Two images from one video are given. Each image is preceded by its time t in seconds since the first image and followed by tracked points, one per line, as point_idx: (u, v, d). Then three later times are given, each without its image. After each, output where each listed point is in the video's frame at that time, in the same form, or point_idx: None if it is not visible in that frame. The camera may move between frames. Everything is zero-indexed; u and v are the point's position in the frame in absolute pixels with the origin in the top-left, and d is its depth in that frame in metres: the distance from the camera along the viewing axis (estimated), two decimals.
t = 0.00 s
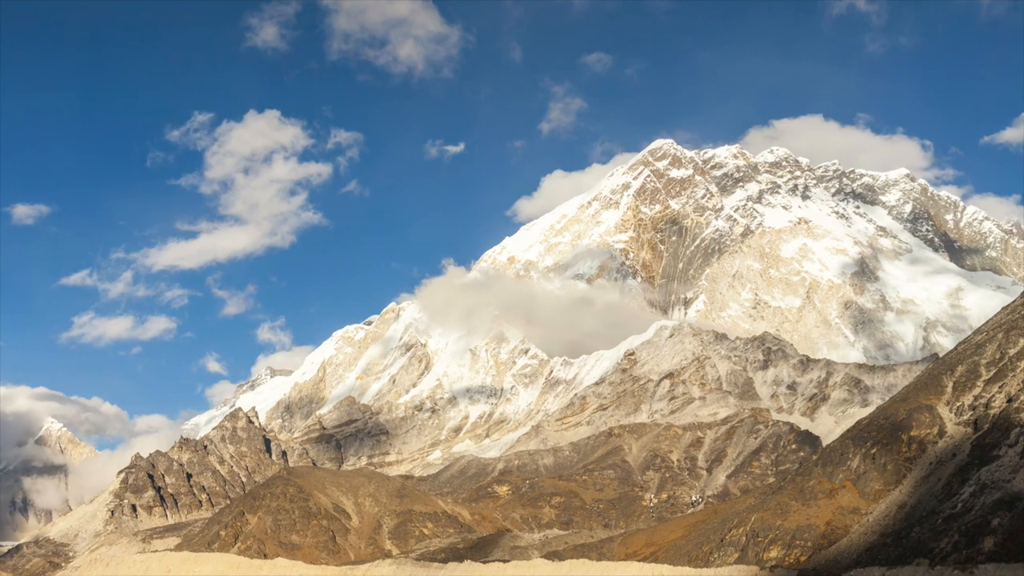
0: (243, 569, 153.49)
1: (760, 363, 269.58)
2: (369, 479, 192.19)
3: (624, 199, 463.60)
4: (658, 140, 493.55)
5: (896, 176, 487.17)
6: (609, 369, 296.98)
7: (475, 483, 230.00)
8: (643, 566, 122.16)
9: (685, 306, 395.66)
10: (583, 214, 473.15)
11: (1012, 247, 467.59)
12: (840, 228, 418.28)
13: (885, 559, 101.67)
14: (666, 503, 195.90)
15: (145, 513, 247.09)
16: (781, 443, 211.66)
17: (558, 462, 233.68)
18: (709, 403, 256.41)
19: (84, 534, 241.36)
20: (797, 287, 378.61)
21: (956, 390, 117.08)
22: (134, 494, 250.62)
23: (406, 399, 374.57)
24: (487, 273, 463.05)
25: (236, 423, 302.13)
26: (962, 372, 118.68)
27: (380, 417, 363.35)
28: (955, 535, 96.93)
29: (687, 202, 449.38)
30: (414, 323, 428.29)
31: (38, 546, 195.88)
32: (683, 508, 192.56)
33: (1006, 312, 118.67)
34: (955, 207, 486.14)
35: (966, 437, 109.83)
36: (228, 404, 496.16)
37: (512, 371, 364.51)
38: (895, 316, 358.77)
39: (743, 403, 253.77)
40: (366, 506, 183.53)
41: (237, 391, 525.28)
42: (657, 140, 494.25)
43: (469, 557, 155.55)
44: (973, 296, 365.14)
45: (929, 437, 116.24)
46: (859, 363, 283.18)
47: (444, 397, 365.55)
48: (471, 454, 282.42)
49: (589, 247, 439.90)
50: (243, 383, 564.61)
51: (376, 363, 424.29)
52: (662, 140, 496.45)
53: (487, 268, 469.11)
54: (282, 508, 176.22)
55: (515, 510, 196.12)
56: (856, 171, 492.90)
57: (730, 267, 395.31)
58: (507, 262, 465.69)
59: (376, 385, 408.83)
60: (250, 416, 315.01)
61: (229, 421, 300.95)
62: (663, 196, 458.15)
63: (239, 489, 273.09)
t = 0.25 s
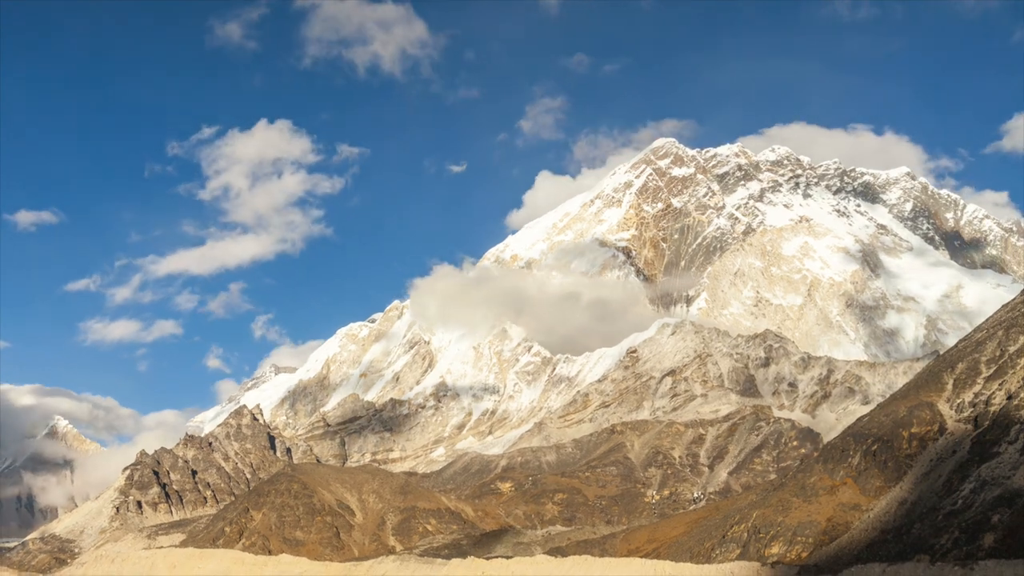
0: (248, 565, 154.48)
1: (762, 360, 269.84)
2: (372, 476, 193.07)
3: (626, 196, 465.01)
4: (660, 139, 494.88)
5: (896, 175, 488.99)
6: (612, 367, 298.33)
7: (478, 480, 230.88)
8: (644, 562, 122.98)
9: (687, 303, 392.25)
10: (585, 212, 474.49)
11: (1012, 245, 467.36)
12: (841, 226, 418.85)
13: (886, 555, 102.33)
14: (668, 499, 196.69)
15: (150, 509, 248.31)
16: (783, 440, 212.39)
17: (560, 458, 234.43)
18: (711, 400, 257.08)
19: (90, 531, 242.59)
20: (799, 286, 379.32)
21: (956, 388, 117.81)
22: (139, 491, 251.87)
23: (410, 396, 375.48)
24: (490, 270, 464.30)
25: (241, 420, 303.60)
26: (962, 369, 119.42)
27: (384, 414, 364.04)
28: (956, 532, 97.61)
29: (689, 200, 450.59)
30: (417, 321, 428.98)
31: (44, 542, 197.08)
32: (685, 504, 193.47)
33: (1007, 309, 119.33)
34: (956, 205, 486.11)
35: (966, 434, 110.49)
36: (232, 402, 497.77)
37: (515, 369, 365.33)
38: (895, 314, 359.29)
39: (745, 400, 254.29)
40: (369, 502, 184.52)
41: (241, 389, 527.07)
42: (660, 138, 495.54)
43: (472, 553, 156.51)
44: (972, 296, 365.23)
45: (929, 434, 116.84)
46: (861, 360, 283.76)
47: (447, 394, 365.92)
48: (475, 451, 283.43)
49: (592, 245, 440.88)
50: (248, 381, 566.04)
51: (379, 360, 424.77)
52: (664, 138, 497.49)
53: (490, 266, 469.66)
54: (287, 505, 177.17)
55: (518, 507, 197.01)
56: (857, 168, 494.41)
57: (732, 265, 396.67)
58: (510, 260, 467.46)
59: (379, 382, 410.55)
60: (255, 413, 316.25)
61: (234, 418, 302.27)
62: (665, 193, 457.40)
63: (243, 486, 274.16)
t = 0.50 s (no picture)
0: (252, 561, 155.67)
1: (763, 358, 270.24)
2: (376, 472, 193.86)
3: (629, 195, 466.62)
4: (663, 137, 496.13)
5: (897, 173, 489.77)
6: (614, 364, 299.48)
7: (482, 476, 231.72)
8: (646, 558, 124.05)
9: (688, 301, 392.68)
10: (588, 211, 476.52)
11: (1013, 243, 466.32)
12: (842, 224, 418.62)
13: (886, 551, 103.02)
14: (670, 496, 197.48)
15: (155, 506, 249.47)
16: (784, 437, 213.07)
17: (563, 455, 235.12)
18: (713, 397, 257.76)
19: (95, 527, 243.59)
20: (801, 284, 379.55)
21: (956, 385, 118.52)
22: (144, 487, 252.89)
23: (414, 392, 376.22)
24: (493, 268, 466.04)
25: (245, 417, 304.67)
26: (963, 367, 120.17)
27: (388, 411, 364.81)
28: (956, 528, 98.27)
29: (691, 199, 451.89)
30: (420, 319, 430.49)
31: (50, 538, 198.07)
32: (687, 501, 194.10)
33: (1006, 307, 119.95)
34: (956, 203, 484.22)
35: (967, 431, 111.14)
36: (237, 398, 499.88)
37: (518, 366, 365.92)
38: (896, 311, 359.20)
39: (747, 397, 254.70)
40: (373, 498, 185.31)
41: (245, 386, 528.37)
42: (662, 137, 496.83)
43: (475, 550, 157.33)
44: (972, 294, 365.25)
45: (930, 430, 117.49)
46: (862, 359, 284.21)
47: (451, 391, 366.57)
48: (478, 448, 284.33)
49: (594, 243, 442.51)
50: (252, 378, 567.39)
51: (383, 357, 425.09)
52: (666, 137, 498.59)
53: (493, 264, 470.89)
54: (291, 501, 177.97)
55: (520, 503, 197.88)
56: (858, 167, 495.69)
57: (734, 263, 397.74)
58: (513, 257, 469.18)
59: (383, 379, 411.46)
60: (259, 411, 317.28)
61: (238, 415, 303.24)
62: (667, 192, 458.22)
63: (248, 482, 275.19)
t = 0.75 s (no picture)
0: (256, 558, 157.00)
1: (764, 355, 270.85)
2: (379, 470, 194.63)
3: (630, 194, 467.59)
4: (664, 136, 496.88)
5: (898, 172, 489.60)
6: (616, 362, 300.08)
7: (484, 473, 232.61)
8: (647, 555, 125.21)
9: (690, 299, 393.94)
10: (590, 209, 476.26)
11: (1015, 241, 464.83)
12: (844, 222, 418.57)
13: (887, 548, 103.66)
14: (671, 493, 198.29)
15: (160, 502, 250.53)
16: (785, 435, 213.73)
17: (565, 453, 235.79)
18: (714, 394, 258.34)
19: (100, 524, 244.70)
20: (803, 283, 379.83)
21: (956, 382, 119.26)
22: (149, 484, 253.91)
23: (417, 390, 377.09)
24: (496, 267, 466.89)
25: (249, 414, 305.47)
26: (963, 365, 120.85)
27: (391, 409, 365.49)
28: (956, 525, 98.93)
29: (694, 197, 455.34)
30: (423, 319, 431.59)
31: (55, 535, 198.84)
32: (688, 498, 194.83)
33: (1006, 305, 120.63)
34: (956, 202, 484.56)
35: (967, 428, 111.80)
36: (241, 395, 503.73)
37: (520, 364, 366.48)
38: (897, 310, 358.89)
39: (748, 395, 255.44)
40: (377, 495, 186.03)
41: (249, 383, 529.96)
42: (664, 136, 497.64)
43: (478, 546, 158.10)
44: (974, 292, 364.71)
45: (930, 427, 118.07)
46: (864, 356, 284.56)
47: (453, 389, 367.88)
48: (481, 445, 285.34)
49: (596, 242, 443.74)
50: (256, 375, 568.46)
51: (386, 355, 426.27)
52: (667, 136, 499.55)
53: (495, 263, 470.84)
54: (295, 498, 178.77)
55: (523, 501, 198.60)
56: (859, 166, 496.08)
57: (736, 261, 399.17)
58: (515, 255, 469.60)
59: (387, 376, 411.67)
60: (264, 408, 318.25)
61: (242, 412, 304.02)
62: (669, 190, 461.59)
63: (252, 479, 276.10)
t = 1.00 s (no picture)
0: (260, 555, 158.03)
1: (766, 353, 271.78)
2: (383, 466, 195.46)
3: (632, 192, 468.75)
4: (666, 135, 498.06)
5: (899, 170, 489.82)
6: (618, 359, 301.05)
7: (488, 470, 233.45)
8: (650, 552, 126.33)
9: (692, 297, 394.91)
10: (593, 207, 476.86)
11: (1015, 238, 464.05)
12: (845, 221, 418.78)
13: (888, 544, 104.35)
14: (674, 489, 199.12)
15: (165, 499, 251.64)
16: (786, 431, 214.55)
17: (568, 449, 236.46)
18: (716, 392, 258.83)
19: (106, 520, 245.77)
20: (805, 280, 379.78)
21: (956, 379, 119.95)
22: (154, 481, 255.01)
23: (421, 387, 377.91)
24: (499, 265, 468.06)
25: (254, 411, 306.54)
26: (963, 362, 121.58)
27: (395, 407, 366.14)
28: (957, 522, 99.60)
29: (695, 196, 457.73)
30: (426, 317, 433.07)
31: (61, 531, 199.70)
32: (690, 495, 195.66)
33: (1006, 302, 121.42)
34: (956, 200, 485.46)
35: (967, 425, 112.47)
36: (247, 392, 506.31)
37: (523, 361, 367.08)
38: (897, 308, 359.25)
39: (750, 392, 255.92)
40: (380, 492, 186.85)
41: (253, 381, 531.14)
42: (665, 134, 498.85)
43: (481, 542, 158.90)
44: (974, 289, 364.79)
45: (931, 425, 118.69)
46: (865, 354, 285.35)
47: (457, 386, 369.47)
48: (484, 442, 286.52)
49: (598, 242, 446.55)
50: (260, 373, 569.76)
51: (390, 352, 427.59)
52: (669, 134, 500.62)
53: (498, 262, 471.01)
54: (299, 495, 179.69)
55: (526, 497, 199.23)
56: (860, 165, 496.97)
57: (738, 259, 400.86)
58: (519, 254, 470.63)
59: (391, 373, 412.68)
60: (268, 405, 319.34)
61: (247, 409, 304.90)
62: (671, 189, 464.05)
63: (257, 476, 277.09)
